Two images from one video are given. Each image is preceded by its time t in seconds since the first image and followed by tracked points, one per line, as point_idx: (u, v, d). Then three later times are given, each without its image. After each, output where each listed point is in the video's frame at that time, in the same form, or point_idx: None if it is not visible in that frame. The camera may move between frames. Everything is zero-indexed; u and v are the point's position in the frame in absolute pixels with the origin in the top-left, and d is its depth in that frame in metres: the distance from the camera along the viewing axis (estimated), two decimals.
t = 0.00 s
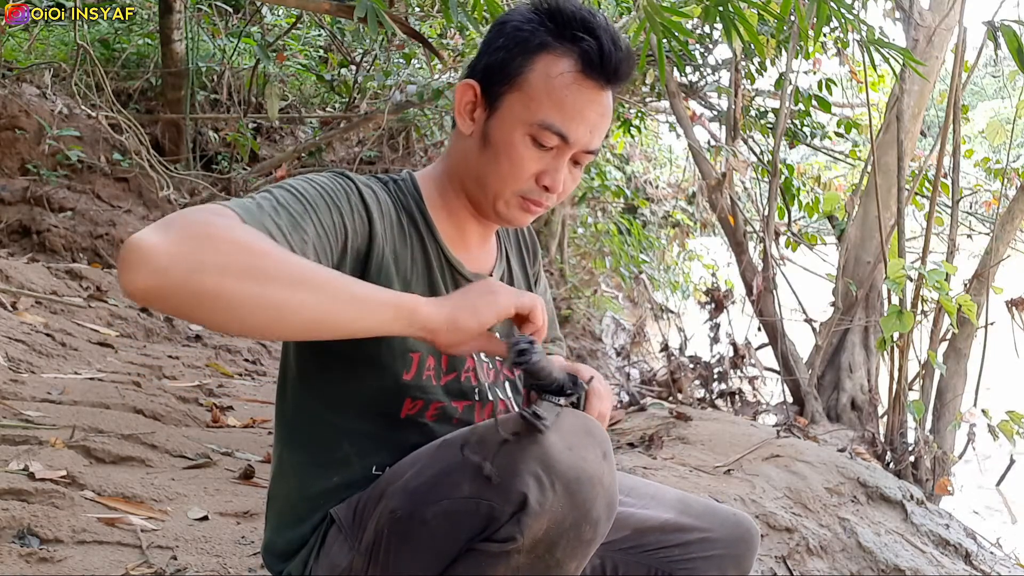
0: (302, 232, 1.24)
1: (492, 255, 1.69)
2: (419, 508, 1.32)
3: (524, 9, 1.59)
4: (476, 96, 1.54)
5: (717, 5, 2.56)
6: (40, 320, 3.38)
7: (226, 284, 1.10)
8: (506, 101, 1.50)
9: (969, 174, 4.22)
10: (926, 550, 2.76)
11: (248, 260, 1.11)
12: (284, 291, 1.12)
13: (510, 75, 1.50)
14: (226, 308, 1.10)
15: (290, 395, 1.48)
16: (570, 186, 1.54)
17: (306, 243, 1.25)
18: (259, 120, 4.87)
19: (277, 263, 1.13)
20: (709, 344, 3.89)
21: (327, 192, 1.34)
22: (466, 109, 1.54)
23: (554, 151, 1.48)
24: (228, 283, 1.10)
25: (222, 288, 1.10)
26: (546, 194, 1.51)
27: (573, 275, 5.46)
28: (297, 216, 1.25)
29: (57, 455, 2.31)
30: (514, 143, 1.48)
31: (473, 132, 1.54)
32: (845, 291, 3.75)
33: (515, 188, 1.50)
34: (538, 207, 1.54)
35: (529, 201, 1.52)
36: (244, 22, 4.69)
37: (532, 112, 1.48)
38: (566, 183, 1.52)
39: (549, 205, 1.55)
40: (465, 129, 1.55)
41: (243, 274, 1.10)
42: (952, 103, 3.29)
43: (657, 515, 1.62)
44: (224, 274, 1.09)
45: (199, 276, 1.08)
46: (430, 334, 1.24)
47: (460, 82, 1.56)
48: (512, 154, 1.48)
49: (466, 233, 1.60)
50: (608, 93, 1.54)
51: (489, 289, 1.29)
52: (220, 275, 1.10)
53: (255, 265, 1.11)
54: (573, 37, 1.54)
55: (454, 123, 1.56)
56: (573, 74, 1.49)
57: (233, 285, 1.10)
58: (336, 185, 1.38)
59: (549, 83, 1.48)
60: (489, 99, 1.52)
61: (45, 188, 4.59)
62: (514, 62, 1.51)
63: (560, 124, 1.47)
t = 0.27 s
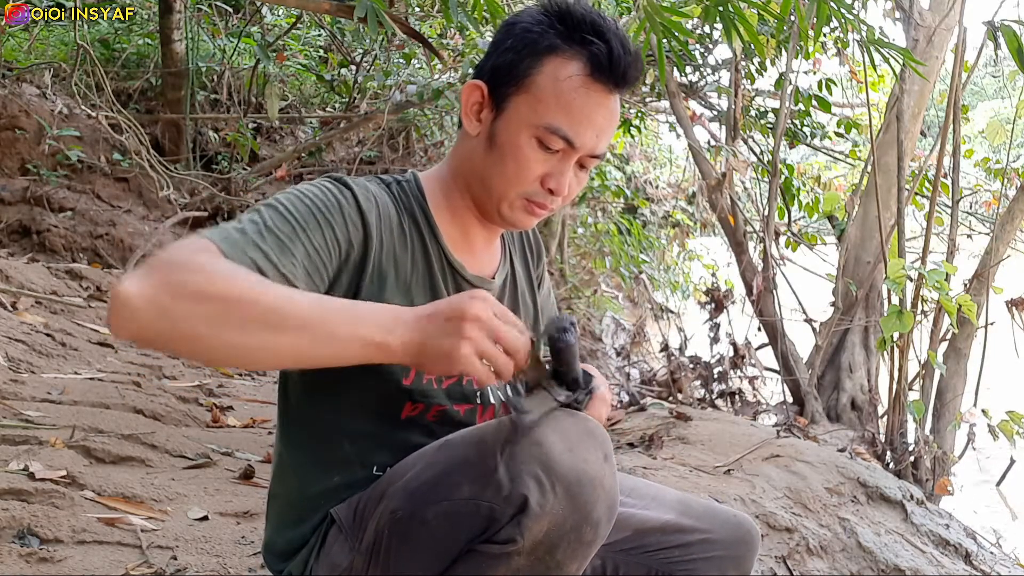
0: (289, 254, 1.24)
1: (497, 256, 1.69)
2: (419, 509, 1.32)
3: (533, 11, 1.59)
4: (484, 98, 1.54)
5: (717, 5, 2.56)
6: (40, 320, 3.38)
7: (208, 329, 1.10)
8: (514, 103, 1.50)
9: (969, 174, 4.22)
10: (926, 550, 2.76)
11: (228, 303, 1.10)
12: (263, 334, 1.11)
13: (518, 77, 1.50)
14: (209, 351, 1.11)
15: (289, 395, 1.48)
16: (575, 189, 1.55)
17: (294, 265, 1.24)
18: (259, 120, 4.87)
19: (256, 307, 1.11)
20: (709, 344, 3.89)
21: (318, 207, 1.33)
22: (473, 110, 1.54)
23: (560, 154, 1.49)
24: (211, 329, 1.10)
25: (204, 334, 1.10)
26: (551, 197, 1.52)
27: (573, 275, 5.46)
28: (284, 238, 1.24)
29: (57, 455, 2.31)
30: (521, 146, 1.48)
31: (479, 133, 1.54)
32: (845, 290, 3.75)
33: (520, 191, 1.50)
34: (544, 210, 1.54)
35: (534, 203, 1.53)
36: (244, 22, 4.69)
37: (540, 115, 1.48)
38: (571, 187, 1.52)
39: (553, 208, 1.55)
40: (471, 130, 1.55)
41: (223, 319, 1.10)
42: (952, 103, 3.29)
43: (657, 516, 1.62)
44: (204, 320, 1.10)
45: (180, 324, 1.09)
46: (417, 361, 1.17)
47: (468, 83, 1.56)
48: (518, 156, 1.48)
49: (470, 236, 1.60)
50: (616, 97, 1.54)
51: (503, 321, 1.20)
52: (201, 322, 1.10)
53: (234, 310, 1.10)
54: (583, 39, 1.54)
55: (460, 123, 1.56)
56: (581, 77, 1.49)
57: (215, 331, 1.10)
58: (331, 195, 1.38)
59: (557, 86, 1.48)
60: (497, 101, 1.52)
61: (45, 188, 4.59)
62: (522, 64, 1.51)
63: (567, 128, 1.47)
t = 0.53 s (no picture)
0: (290, 268, 1.25)
1: (499, 254, 1.69)
2: (420, 508, 1.33)
3: (531, 9, 1.59)
4: (482, 95, 1.54)
5: (717, 5, 2.55)
6: (40, 320, 3.38)
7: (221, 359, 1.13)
8: (512, 100, 1.50)
9: (969, 174, 4.22)
10: (926, 550, 2.76)
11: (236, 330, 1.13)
12: (272, 359, 1.14)
13: (516, 74, 1.50)
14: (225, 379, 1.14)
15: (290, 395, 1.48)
16: (575, 187, 1.54)
17: (297, 278, 1.26)
18: (259, 120, 4.87)
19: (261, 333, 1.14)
20: (708, 344, 3.89)
21: (314, 215, 1.33)
22: (472, 109, 1.54)
23: (559, 150, 1.49)
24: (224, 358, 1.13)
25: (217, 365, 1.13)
26: (551, 194, 1.52)
27: (574, 275, 5.46)
28: (283, 252, 1.25)
29: (57, 455, 2.31)
30: (519, 142, 1.48)
31: (478, 131, 1.54)
32: (845, 290, 3.74)
33: (520, 188, 1.50)
34: (544, 207, 1.54)
35: (534, 201, 1.53)
36: (244, 22, 4.69)
37: (538, 112, 1.48)
38: (571, 184, 1.52)
39: (553, 205, 1.55)
40: (470, 128, 1.55)
41: (232, 349, 1.13)
42: (952, 103, 3.29)
43: (657, 518, 1.62)
44: (215, 351, 1.13)
45: (192, 358, 1.13)
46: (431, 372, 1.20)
47: (466, 81, 1.56)
48: (517, 153, 1.48)
49: (471, 235, 1.60)
50: (615, 92, 1.54)
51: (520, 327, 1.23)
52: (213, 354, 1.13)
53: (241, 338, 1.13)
54: (580, 35, 1.54)
55: (459, 122, 1.56)
56: (580, 73, 1.49)
57: (227, 362, 1.13)
58: (328, 200, 1.38)
59: (555, 82, 1.48)
60: (494, 99, 1.52)
61: (45, 188, 4.59)
62: (520, 61, 1.51)
63: (566, 124, 1.47)
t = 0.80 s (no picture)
0: (304, 289, 1.25)
1: (500, 255, 1.69)
2: (418, 507, 1.32)
3: (530, 9, 1.59)
4: (482, 96, 1.54)
5: (717, 5, 2.55)
6: (40, 320, 3.38)
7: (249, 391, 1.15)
8: (512, 101, 1.50)
9: (969, 174, 4.22)
10: (926, 550, 2.76)
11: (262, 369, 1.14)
12: (297, 390, 1.16)
13: (515, 74, 1.50)
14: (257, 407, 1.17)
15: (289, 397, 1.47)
16: (576, 187, 1.54)
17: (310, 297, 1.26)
18: (259, 120, 4.87)
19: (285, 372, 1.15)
20: (709, 344, 3.88)
21: (320, 227, 1.33)
22: (472, 109, 1.54)
23: (559, 150, 1.49)
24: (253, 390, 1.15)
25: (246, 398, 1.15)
26: (551, 194, 1.52)
27: (573, 275, 5.46)
28: (295, 272, 1.25)
29: (57, 455, 2.31)
30: (519, 142, 1.48)
31: (478, 131, 1.54)
32: (845, 290, 3.74)
33: (520, 188, 1.50)
34: (545, 207, 1.54)
35: (535, 200, 1.53)
36: (244, 22, 4.69)
37: (538, 112, 1.48)
38: (571, 184, 1.52)
39: (553, 206, 1.55)
40: (470, 129, 1.55)
41: (258, 383, 1.15)
42: (952, 103, 3.29)
43: (657, 517, 1.62)
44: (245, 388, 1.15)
45: (220, 394, 1.15)
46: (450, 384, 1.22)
47: (466, 82, 1.56)
48: (517, 153, 1.48)
49: (472, 237, 1.60)
50: (614, 90, 1.54)
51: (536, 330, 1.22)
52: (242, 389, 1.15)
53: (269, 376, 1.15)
54: (579, 35, 1.54)
55: (459, 123, 1.56)
56: (579, 73, 1.49)
57: (256, 395, 1.15)
58: (331, 207, 1.38)
59: (554, 82, 1.48)
60: (494, 99, 1.52)
61: (45, 188, 4.59)
62: (519, 61, 1.51)
63: (566, 124, 1.47)
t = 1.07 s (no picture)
0: (303, 283, 1.25)
1: (499, 255, 1.69)
2: (418, 507, 1.32)
3: (529, 8, 1.59)
4: (481, 96, 1.54)
5: (717, 5, 2.55)
6: (40, 320, 3.38)
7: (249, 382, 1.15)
8: (512, 100, 1.50)
9: (969, 174, 4.22)
10: (926, 550, 2.76)
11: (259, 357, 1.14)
12: (296, 375, 1.16)
13: (514, 74, 1.50)
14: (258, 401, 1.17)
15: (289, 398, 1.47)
16: (575, 186, 1.54)
17: (309, 292, 1.26)
18: (259, 120, 4.87)
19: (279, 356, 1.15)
20: (708, 344, 3.88)
21: (319, 224, 1.33)
22: (471, 109, 1.54)
23: (559, 149, 1.49)
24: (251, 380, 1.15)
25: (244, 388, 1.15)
26: (551, 193, 1.51)
27: (574, 275, 5.46)
28: (293, 267, 1.26)
29: (57, 455, 2.31)
30: (519, 141, 1.48)
31: (477, 130, 1.54)
32: (845, 291, 3.74)
33: (520, 187, 1.50)
34: (545, 206, 1.54)
35: (535, 200, 1.53)
36: (244, 22, 4.69)
37: (537, 111, 1.48)
38: (571, 183, 1.52)
39: (553, 205, 1.55)
40: (469, 129, 1.55)
41: (258, 370, 1.14)
42: (952, 103, 3.29)
43: (656, 517, 1.62)
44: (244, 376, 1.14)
45: (220, 384, 1.14)
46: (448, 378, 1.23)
47: (464, 82, 1.56)
48: (517, 152, 1.48)
49: (472, 237, 1.60)
50: (613, 89, 1.54)
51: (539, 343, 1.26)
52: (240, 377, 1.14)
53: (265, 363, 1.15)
54: (578, 34, 1.54)
55: (459, 122, 1.56)
56: (578, 71, 1.49)
57: (255, 382, 1.14)
58: (331, 207, 1.38)
59: (554, 81, 1.48)
60: (493, 98, 1.52)
61: (45, 188, 4.59)
62: (519, 60, 1.50)
63: (565, 123, 1.47)
